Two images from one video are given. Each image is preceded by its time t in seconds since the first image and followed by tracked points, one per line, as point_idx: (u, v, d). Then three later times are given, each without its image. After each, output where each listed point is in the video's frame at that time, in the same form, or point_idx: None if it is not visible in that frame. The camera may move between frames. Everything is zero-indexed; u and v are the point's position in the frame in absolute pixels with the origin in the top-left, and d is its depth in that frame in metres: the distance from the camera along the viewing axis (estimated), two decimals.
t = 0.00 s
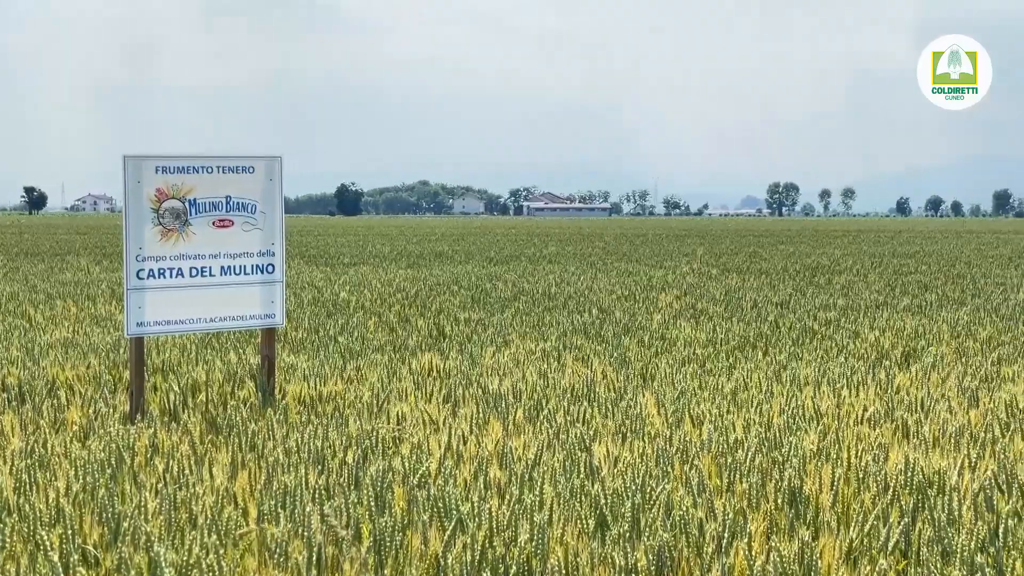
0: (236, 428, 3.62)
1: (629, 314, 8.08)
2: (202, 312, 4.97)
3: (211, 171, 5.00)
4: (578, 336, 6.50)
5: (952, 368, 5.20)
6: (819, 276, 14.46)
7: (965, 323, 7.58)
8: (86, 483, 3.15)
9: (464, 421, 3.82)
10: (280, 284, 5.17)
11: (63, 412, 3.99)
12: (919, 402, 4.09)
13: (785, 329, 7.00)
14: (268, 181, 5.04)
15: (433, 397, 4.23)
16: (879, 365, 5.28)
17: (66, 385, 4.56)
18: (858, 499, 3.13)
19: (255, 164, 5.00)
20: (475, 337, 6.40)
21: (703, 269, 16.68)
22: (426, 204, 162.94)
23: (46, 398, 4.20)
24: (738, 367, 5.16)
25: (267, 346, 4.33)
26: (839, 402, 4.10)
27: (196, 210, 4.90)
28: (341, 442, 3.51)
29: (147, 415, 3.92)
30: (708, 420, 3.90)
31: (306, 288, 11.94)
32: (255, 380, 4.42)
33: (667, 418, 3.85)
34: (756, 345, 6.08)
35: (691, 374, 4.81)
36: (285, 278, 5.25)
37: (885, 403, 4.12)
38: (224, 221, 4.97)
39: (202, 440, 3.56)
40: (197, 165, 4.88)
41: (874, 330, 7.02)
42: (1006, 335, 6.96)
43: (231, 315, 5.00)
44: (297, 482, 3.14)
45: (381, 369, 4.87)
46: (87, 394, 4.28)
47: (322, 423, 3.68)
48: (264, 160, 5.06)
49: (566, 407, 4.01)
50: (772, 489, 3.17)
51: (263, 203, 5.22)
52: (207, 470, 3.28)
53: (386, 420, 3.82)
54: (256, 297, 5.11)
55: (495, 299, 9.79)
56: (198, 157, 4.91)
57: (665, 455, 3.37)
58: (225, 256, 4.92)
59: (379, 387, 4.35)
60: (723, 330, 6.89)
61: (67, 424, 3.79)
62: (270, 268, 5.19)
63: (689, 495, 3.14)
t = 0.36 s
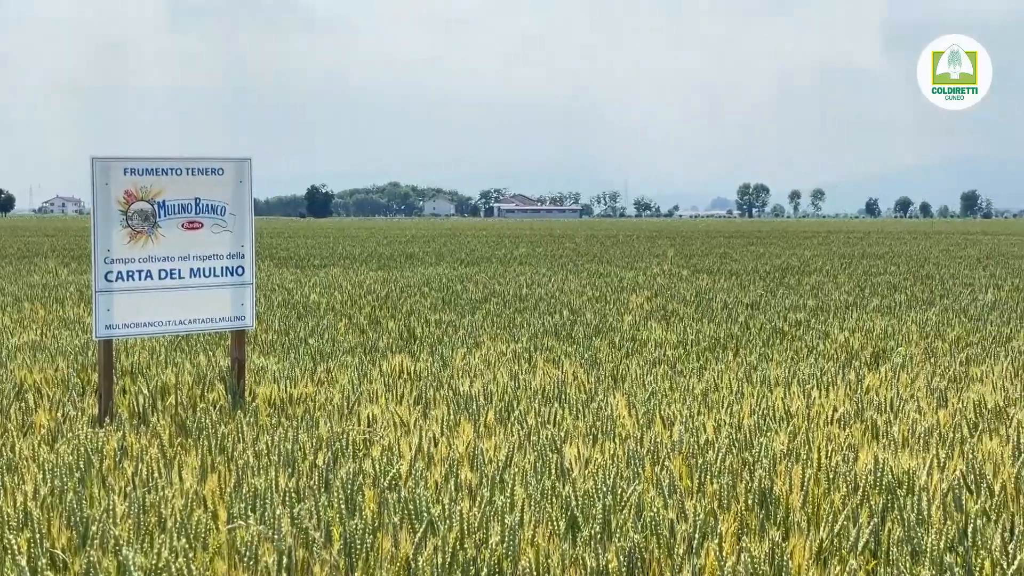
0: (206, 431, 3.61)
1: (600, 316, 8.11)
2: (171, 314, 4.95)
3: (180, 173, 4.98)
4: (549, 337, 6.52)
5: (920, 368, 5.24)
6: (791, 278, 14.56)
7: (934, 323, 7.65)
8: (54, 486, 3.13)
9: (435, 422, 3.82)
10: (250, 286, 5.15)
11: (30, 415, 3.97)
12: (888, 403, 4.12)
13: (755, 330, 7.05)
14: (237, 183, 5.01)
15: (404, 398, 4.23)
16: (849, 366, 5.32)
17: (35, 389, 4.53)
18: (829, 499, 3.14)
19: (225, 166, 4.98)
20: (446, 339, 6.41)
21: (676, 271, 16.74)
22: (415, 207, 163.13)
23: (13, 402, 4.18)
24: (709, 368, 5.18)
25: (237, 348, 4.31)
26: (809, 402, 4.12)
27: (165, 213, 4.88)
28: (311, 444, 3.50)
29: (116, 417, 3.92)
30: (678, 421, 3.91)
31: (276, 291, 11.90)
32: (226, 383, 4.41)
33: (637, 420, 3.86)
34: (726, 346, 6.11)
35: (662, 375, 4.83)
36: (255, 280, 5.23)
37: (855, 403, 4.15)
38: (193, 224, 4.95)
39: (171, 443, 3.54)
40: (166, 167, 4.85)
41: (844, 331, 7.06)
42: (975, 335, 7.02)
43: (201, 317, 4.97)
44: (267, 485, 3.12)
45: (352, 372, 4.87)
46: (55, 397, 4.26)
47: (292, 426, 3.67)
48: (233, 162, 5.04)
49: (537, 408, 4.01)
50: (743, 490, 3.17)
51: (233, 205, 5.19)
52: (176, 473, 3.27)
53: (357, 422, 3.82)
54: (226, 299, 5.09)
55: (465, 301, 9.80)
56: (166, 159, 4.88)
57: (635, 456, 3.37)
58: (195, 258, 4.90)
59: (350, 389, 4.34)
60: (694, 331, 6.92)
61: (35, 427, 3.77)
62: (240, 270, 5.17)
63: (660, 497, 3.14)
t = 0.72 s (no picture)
0: (177, 433, 3.60)
1: (574, 316, 8.15)
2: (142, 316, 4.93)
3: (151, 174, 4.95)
4: (522, 338, 6.54)
5: (893, 368, 5.28)
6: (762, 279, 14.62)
7: (907, 323, 7.71)
8: (24, 489, 3.12)
9: (408, 424, 3.82)
10: (222, 287, 5.15)
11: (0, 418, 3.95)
12: (861, 403, 4.15)
13: (728, 331, 7.09)
14: (208, 184, 5.01)
15: (377, 400, 4.24)
16: (821, 366, 5.35)
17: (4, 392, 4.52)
18: (800, 499, 3.15)
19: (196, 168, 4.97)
20: (419, 341, 6.42)
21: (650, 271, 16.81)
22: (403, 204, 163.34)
23: None
24: (682, 369, 5.20)
25: (210, 350, 4.31)
26: (782, 402, 4.14)
27: (135, 214, 4.86)
28: (284, 446, 3.50)
29: (86, 420, 3.91)
30: (651, 422, 3.92)
31: (248, 292, 11.87)
32: (197, 384, 4.41)
33: (610, 420, 3.88)
34: (699, 346, 6.14)
35: (635, 376, 4.86)
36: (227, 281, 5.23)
37: (827, 403, 4.17)
38: (164, 225, 4.94)
39: (142, 446, 3.54)
40: (136, 168, 4.83)
41: (817, 331, 7.09)
42: (946, 335, 7.07)
43: (172, 319, 4.96)
44: (238, 487, 3.12)
45: (325, 373, 4.87)
46: (25, 401, 4.25)
47: (264, 427, 3.67)
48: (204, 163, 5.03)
49: (510, 409, 4.02)
50: (714, 491, 3.18)
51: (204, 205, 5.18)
52: (147, 475, 3.26)
53: (329, 423, 3.82)
54: (197, 301, 5.08)
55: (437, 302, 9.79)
56: (137, 160, 4.86)
57: (608, 456, 3.38)
58: (166, 259, 4.88)
59: (323, 390, 4.35)
60: (667, 331, 6.95)
61: (6, 430, 3.76)
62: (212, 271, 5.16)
63: (632, 497, 3.15)
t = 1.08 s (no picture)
0: (147, 435, 3.59)
1: (546, 317, 8.19)
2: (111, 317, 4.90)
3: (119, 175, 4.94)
4: (493, 339, 6.56)
5: (864, 368, 5.32)
6: (733, 279, 14.69)
7: (877, 323, 7.77)
8: None
9: (379, 425, 3.83)
10: (191, 288, 5.14)
11: None
12: (831, 403, 4.18)
13: (699, 331, 7.13)
14: (178, 185, 5.00)
15: (348, 401, 4.25)
16: (792, 366, 5.38)
17: None
18: (770, 499, 3.17)
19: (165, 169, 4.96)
20: (389, 342, 6.43)
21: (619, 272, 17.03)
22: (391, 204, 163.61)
23: None
24: (654, 369, 5.23)
25: (180, 351, 4.31)
26: (752, 403, 4.17)
27: (104, 215, 4.84)
28: (255, 448, 3.49)
29: (55, 422, 3.90)
30: (622, 422, 3.94)
31: (218, 293, 11.83)
32: (167, 386, 4.40)
33: (581, 421, 3.89)
34: (671, 347, 6.18)
35: (606, 377, 4.89)
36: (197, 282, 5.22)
37: (798, 403, 4.21)
38: (133, 226, 4.93)
39: (112, 448, 3.54)
40: (105, 169, 4.82)
41: (788, 331, 7.12)
42: (915, 335, 7.11)
43: (141, 320, 4.94)
44: (209, 489, 3.12)
45: (296, 375, 4.88)
46: None
47: (234, 429, 3.67)
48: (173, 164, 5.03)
49: (481, 410, 4.03)
50: (685, 490, 3.19)
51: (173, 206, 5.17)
52: (116, 478, 3.26)
53: (300, 425, 3.82)
54: (168, 302, 5.07)
55: (408, 303, 9.78)
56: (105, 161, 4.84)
57: (580, 457, 3.39)
58: (136, 260, 4.87)
59: (294, 392, 4.36)
60: (639, 332, 6.98)
61: None
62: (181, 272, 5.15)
63: (603, 498, 3.15)
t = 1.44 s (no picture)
0: (120, 436, 3.58)
1: (519, 317, 8.23)
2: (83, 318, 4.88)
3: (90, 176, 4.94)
4: (467, 340, 6.57)
5: (837, 368, 5.35)
6: (707, 279, 14.85)
7: (849, 323, 7.82)
8: None
9: (353, 426, 3.83)
10: (164, 289, 5.13)
11: None
12: (804, 403, 4.21)
13: (672, 331, 7.17)
14: (150, 185, 5.00)
15: (322, 402, 4.26)
16: (765, 366, 5.42)
17: None
18: (744, 499, 3.18)
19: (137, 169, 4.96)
20: (362, 342, 6.44)
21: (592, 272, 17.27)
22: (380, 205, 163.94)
23: None
24: (627, 369, 5.25)
25: (153, 353, 4.30)
26: (726, 403, 4.19)
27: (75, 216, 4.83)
28: (228, 449, 3.49)
29: (26, 424, 3.90)
30: (596, 422, 3.96)
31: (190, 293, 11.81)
32: (140, 387, 4.39)
33: (556, 422, 3.90)
34: (644, 347, 6.20)
35: (580, 377, 4.91)
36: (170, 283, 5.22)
37: (771, 403, 4.23)
38: (105, 227, 4.93)
39: (84, 450, 3.53)
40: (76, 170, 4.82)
41: (761, 331, 7.16)
42: (887, 335, 7.15)
43: (113, 321, 4.93)
44: (182, 491, 3.11)
45: (269, 376, 4.88)
46: None
47: (208, 430, 3.67)
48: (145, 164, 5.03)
49: (456, 410, 4.04)
50: (660, 491, 3.19)
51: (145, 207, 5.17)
52: (88, 479, 3.25)
53: (274, 426, 3.82)
54: (140, 303, 5.06)
55: (382, 304, 9.80)
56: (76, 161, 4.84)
57: (554, 458, 3.39)
58: (107, 261, 4.86)
59: (268, 393, 4.36)
60: (613, 332, 7.01)
61: None
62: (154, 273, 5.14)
63: (578, 498, 3.16)
